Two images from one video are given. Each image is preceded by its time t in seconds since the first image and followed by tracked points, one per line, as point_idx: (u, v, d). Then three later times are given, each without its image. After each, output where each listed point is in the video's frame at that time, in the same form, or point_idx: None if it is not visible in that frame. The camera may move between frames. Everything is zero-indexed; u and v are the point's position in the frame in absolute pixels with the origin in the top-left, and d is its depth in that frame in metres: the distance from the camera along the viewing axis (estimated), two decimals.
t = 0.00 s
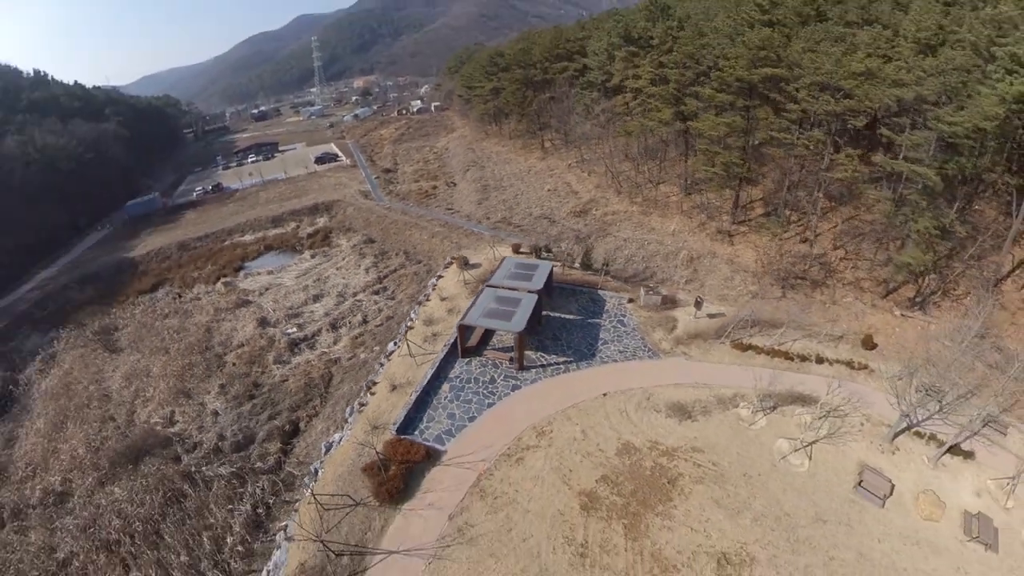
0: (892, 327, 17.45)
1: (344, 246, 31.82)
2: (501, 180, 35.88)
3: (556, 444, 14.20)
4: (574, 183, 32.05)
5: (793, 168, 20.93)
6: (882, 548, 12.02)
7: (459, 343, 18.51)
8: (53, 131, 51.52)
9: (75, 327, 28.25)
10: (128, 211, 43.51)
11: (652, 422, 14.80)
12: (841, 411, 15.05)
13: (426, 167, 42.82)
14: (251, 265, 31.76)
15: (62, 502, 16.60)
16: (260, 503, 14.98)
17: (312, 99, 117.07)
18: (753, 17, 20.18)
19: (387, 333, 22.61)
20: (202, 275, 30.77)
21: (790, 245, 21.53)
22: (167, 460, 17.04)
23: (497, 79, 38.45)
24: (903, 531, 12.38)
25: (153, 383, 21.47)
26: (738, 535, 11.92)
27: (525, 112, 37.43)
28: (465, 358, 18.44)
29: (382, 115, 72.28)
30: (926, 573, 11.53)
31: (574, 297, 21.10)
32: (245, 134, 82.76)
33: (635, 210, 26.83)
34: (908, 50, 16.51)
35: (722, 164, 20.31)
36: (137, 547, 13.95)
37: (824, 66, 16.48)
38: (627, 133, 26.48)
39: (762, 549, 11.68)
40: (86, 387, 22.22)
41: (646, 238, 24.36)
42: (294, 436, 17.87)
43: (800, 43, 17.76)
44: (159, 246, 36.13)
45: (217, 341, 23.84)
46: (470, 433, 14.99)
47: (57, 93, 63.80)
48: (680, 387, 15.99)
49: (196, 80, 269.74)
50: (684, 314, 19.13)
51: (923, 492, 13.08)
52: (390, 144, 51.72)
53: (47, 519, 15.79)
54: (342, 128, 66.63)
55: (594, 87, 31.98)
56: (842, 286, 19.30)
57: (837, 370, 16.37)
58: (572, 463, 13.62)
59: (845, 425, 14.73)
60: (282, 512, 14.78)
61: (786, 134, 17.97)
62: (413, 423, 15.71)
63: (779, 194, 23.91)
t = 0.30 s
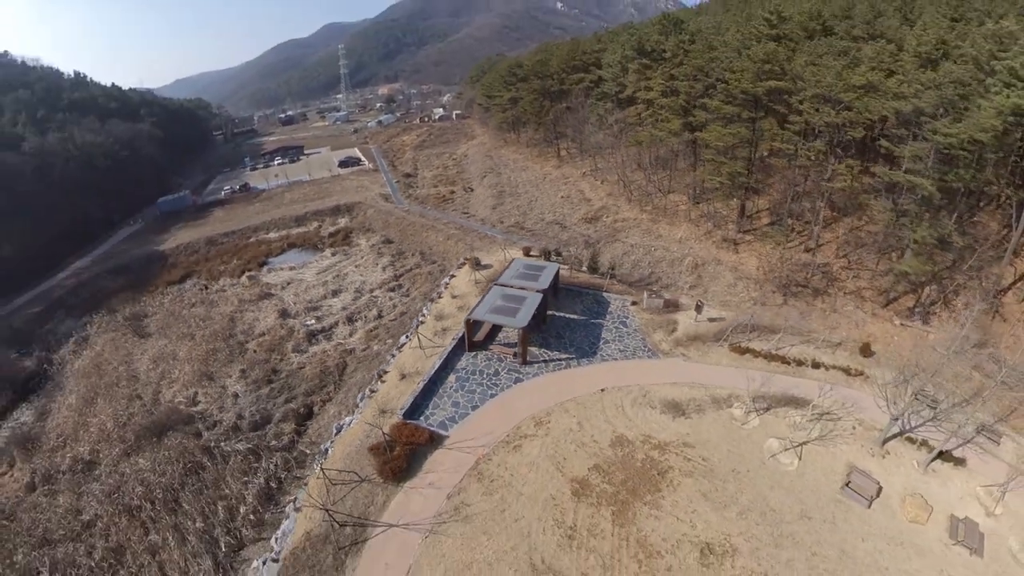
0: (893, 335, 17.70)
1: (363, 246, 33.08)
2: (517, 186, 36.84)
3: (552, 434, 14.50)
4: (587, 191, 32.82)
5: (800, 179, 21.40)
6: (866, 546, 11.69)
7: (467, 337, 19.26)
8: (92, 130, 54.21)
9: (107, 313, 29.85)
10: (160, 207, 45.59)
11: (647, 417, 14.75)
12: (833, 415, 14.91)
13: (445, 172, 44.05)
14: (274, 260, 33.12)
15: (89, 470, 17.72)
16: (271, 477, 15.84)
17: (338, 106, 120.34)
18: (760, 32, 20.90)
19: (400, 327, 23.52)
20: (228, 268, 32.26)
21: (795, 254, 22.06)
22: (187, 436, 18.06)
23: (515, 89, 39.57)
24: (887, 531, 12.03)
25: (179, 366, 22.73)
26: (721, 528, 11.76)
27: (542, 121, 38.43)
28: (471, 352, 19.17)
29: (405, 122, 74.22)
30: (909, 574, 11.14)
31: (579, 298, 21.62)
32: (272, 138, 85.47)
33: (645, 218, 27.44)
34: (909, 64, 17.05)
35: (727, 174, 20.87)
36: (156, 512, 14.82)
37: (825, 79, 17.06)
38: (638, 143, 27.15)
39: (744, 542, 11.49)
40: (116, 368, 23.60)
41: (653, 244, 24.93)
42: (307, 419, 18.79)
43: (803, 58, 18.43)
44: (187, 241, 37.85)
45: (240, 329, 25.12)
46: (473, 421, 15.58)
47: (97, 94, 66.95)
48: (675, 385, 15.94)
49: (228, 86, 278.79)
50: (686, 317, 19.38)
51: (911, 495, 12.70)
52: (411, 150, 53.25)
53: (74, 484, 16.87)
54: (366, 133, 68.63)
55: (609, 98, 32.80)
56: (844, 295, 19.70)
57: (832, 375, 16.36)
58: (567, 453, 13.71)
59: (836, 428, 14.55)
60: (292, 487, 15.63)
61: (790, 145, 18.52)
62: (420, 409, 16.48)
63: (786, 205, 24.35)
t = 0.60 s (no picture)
0: (888, 341, 18.00)
1: (372, 250, 33.97)
2: (523, 194, 37.57)
3: (546, 428, 14.96)
4: (591, 199, 33.46)
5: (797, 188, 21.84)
6: (851, 543, 11.74)
7: (468, 335, 19.81)
8: (111, 134, 55.73)
9: (121, 309, 30.75)
10: (174, 209, 46.75)
11: (639, 414, 15.12)
12: (824, 417, 15.12)
13: (453, 180, 44.88)
14: (285, 262, 34.06)
15: (102, 453, 18.45)
16: (277, 463, 16.36)
17: (351, 114, 122.39)
18: (760, 42, 21.41)
19: (405, 326, 24.12)
20: (240, 268, 33.18)
21: (795, 260, 22.38)
22: (196, 423, 18.69)
23: (524, 100, 40.45)
24: (875, 530, 12.07)
25: (191, 359, 23.48)
26: (706, 520, 11.97)
27: (549, 131, 39.25)
28: (472, 350, 19.71)
29: (416, 130, 75.57)
30: (895, 570, 11.16)
31: (579, 301, 22.09)
32: (285, 144, 87.05)
33: (647, 225, 27.96)
34: (905, 72, 17.42)
35: (726, 182, 21.39)
36: (163, 493, 15.51)
37: (818, 88, 17.35)
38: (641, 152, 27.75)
39: (730, 535, 11.66)
40: (130, 360, 24.41)
41: (654, 250, 25.40)
42: (314, 410, 19.30)
43: (799, 68, 18.87)
44: (201, 242, 38.88)
45: (250, 326, 25.88)
46: (471, 414, 16.13)
47: (116, 98, 68.68)
48: (668, 385, 16.27)
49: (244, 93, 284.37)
50: (683, 319, 19.79)
51: (899, 494, 12.77)
52: (421, 158, 54.35)
53: (88, 467, 17.59)
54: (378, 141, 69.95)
55: (613, 109, 33.47)
56: (841, 302, 20.04)
57: (826, 379, 16.58)
58: (559, 446, 14.15)
59: (827, 429, 14.74)
60: (297, 473, 16.17)
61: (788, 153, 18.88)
62: (420, 402, 17.02)
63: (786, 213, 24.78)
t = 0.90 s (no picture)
0: (882, 344, 18.29)
1: (380, 255, 34.90)
2: (528, 202, 38.30)
3: (541, 422, 15.46)
4: (594, 206, 34.08)
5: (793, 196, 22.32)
6: (836, 537, 11.88)
7: (468, 334, 20.39)
8: (128, 138, 57.25)
9: (134, 306, 31.69)
10: (188, 212, 47.53)
11: (631, 411, 15.51)
12: (815, 417, 15.28)
13: (460, 188, 45.75)
14: (295, 265, 35.14)
15: (114, 440, 19.42)
16: (283, 451, 17.01)
17: (361, 122, 124.25)
18: (759, 52, 22.03)
19: (410, 326, 24.76)
20: (251, 270, 34.17)
21: (792, 267, 22.81)
22: (205, 413, 19.46)
23: (530, 109, 41.31)
24: (861, 526, 12.17)
25: (202, 353, 24.28)
26: (692, 512, 12.19)
27: (555, 140, 40.05)
28: (472, 348, 20.26)
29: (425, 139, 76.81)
30: (879, 565, 11.30)
31: (578, 304, 22.59)
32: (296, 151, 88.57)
33: (648, 232, 28.50)
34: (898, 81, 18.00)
35: (723, 190, 21.98)
36: (172, 477, 16.29)
37: (811, 97, 17.84)
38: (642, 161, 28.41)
39: (715, 526, 11.89)
40: (143, 353, 25.25)
41: (654, 256, 25.92)
42: (320, 402, 19.94)
43: (794, 77, 19.45)
44: (213, 244, 39.88)
45: (260, 323, 26.68)
46: (469, 407, 16.69)
47: (132, 104, 70.42)
48: (661, 384, 16.63)
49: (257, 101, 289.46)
50: (679, 322, 20.23)
51: (887, 492, 12.85)
52: (429, 166, 55.38)
53: (101, 453, 18.57)
54: (387, 149, 71.19)
55: (617, 119, 34.13)
56: (836, 306, 20.39)
57: (819, 380, 16.79)
58: (552, 439, 14.61)
59: (816, 428, 14.90)
60: (301, 461, 16.77)
61: (783, 160, 19.21)
62: (420, 395, 17.60)
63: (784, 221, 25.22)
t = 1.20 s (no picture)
0: (877, 348, 18.51)
1: (387, 259, 35.74)
2: (533, 210, 38.99)
3: (536, 417, 15.98)
4: (598, 214, 34.66)
5: (788, 206, 22.80)
6: (822, 533, 11.94)
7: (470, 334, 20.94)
8: (143, 142, 58.82)
9: (147, 304, 32.60)
10: (201, 215, 48.63)
11: (624, 409, 15.90)
12: (807, 417, 15.28)
13: (467, 196, 46.56)
14: (305, 268, 36.10)
15: (127, 429, 20.32)
16: (289, 442, 17.65)
17: (372, 130, 126.02)
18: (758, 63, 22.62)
19: (414, 327, 25.37)
20: (262, 272, 35.15)
21: (789, 272, 23.16)
22: (216, 405, 20.24)
23: (536, 119, 42.14)
24: (848, 523, 12.22)
25: (213, 349, 25.09)
26: (680, 505, 12.44)
27: (560, 150, 40.80)
28: (473, 348, 20.80)
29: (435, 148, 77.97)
30: (865, 561, 11.34)
31: (577, 307, 23.06)
32: (308, 158, 90.17)
33: (649, 239, 28.99)
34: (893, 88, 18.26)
35: (721, 198, 22.56)
36: (180, 464, 17.10)
37: (805, 105, 18.37)
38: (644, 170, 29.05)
39: (701, 518, 12.10)
40: (156, 348, 26.05)
41: (654, 261, 26.35)
42: (326, 397, 20.59)
43: (790, 87, 20.00)
44: (225, 246, 40.89)
45: (270, 322, 27.48)
46: (468, 403, 17.23)
47: (148, 109, 72.21)
48: (654, 383, 16.96)
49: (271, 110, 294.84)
50: (676, 325, 20.61)
51: (876, 491, 12.85)
52: (438, 175, 56.37)
53: (114, 441, 19.50)
54: (397, 157, 72.38)
55: (620, 129, 34.83)
56: (833, 312, 20.73)
57: (812, 383, 16.82)
58: (546, 434, 15.10)
59: (807, 429, 14.93)
60: (307, 451, 17.34)
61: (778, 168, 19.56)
62: (422, 391, 18.17)
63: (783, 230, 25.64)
